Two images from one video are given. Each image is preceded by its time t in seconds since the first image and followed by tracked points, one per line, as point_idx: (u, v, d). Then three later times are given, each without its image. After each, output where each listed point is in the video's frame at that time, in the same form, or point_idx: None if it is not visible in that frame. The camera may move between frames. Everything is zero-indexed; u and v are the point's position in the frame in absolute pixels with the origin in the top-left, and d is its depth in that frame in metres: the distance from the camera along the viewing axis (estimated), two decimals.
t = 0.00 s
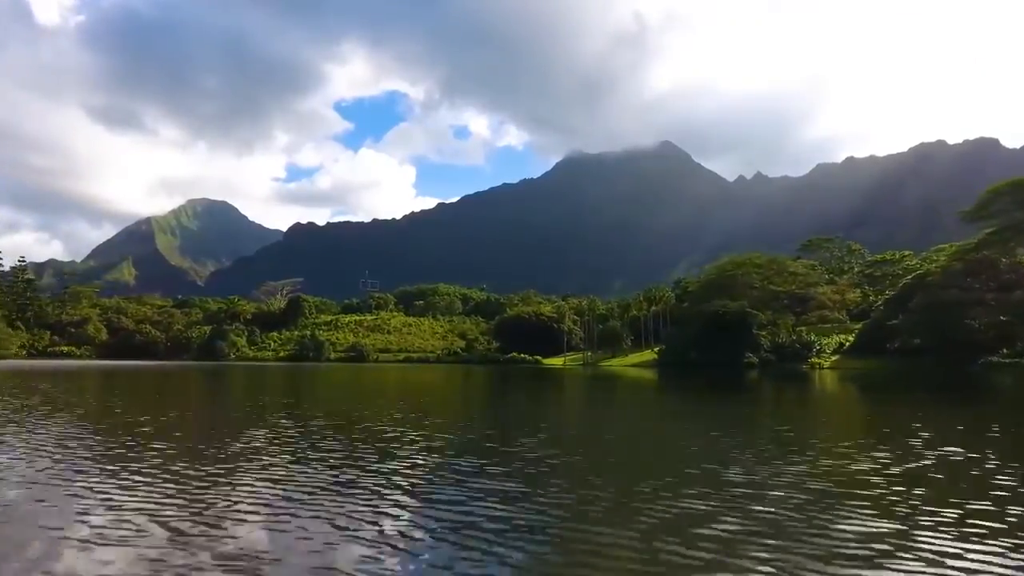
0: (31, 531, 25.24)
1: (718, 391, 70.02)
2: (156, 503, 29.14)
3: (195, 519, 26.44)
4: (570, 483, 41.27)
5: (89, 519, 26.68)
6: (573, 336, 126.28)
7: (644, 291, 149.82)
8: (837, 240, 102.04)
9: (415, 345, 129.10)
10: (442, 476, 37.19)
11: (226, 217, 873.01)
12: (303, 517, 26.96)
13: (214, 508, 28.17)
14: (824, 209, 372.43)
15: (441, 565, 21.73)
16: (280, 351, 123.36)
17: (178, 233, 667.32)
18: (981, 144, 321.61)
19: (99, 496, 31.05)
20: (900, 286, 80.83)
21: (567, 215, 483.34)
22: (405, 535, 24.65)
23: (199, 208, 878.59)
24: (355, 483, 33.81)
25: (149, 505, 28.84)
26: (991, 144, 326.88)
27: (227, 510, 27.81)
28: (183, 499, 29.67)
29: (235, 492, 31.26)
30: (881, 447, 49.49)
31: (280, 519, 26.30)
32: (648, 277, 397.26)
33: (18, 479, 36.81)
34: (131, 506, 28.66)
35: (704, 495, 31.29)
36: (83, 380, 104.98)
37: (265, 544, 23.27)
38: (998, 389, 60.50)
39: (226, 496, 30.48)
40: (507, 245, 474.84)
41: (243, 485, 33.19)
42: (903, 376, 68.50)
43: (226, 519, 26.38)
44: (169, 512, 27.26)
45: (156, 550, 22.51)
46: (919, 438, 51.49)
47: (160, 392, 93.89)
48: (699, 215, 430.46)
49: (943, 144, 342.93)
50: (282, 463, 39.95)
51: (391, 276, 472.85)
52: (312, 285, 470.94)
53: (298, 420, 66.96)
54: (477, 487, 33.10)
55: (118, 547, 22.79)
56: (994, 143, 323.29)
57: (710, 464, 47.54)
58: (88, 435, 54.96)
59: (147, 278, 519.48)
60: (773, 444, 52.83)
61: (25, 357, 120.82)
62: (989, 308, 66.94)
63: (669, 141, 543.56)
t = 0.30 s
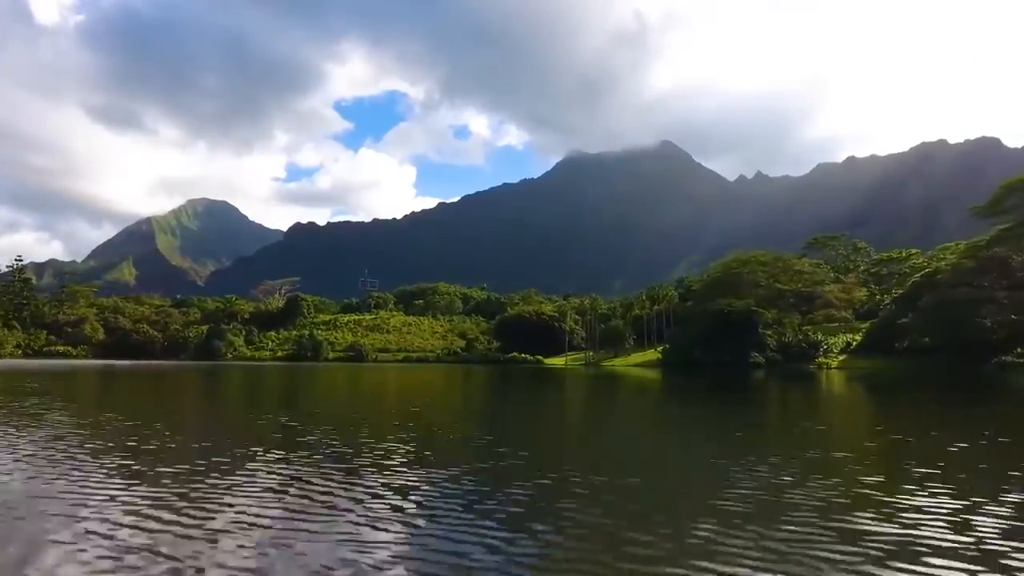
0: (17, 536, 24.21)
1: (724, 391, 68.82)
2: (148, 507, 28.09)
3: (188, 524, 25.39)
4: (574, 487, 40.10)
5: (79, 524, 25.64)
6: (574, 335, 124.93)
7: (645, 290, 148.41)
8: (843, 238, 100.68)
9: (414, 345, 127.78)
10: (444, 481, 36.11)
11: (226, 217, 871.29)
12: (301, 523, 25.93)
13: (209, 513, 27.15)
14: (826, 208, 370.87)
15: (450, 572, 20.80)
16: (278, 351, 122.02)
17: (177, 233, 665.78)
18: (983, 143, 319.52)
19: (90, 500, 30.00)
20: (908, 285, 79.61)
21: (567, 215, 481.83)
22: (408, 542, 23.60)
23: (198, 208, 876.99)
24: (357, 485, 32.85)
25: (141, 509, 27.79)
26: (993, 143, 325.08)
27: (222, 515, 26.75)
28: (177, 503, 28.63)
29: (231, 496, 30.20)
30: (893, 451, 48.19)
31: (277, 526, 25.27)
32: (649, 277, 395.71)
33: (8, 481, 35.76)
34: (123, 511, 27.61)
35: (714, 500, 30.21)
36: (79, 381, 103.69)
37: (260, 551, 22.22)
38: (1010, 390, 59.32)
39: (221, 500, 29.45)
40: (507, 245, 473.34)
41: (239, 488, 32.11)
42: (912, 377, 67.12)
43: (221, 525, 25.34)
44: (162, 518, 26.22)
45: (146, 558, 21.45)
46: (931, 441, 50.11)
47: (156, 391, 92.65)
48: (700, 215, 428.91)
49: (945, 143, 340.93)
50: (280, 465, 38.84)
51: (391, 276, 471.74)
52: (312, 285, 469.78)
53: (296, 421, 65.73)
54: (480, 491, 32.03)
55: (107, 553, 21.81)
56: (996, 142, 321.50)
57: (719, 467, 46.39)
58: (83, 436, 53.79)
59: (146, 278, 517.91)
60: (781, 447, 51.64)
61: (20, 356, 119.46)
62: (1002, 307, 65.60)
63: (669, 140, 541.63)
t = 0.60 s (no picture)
0: (1, 543, 23.16)
1: (728, 392, 67.52)
2: (139, 513, 26.99)
3: (181, 529, 24.35)
4: (580, 491, 38.93)
5: (67, 530, 24.58)
6: (575, 334, 123.66)
7: (646, 289, 147.04)
8: (847, 236, 99.19)
9: (413, 345, 126.52)
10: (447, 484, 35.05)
11: (225, 217, 869.63)
12: (298, 527, 24.87)
13: (203, 518, 26.09)
14: (826, 208, 369.69)
15: None
16: (275, 351, 120.73)
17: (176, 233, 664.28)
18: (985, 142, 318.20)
19: (78, 505, 28.90)
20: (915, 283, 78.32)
21: (567, 214, 480.52)
22: (409, 546, 22.55)
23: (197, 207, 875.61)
24: (355, 489, 31.65)
25: (132, 515, 26.72)
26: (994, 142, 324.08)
27: (216, 520, 25.69)
28: (168, 508, 27.48)
29: (225, 500, 29.12)
30: (904, 455, 47.12)
31: (273, 530, 24.23)
32: (648, 277, 394.50)
33: None
34: (112, 517, 26.53)
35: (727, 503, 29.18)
36: (73, 381, 102.33)
37: (255, 557, 21.18)
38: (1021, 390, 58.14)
39: (215, 505, 28.37)
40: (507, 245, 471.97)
41: (234, 492, 31.01)
42: (921, 377, 65.95)
43: (215, 530, 24.28)
44: (153, 523, 25.13)
45: (135, 565, 20.41)
46: (943, 444, 48.98)
47: (151, 392, 91.37)
48: (700, 214, 427.65)
49: (946, 142, 339.72)
50: (277, 468, 37.79)
51: (390, 276, 470.45)
52: (311, 285, 468.34)
53: (292, 422, 64.42)
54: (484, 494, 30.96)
55: (94, 561, 20.70)
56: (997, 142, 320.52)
57: (726, 471, 45.13)
58: (73, 437, 52.47)
59: (144, 278, 516.21)
60: (789, 451, 50.57)
61: (14, 357, 118.01)
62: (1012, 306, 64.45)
63: (669, 140, 540.45)
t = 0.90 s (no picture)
0: None
1: (733, 393, 66.29)
2: (130, 515, 25.91)
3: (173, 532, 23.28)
4: (585, 493, 37.79)
5: (52, 535, 23.41)
6: (575, 334, 122.52)
7: (647, 289, 145.86)
8: (852, 234, 97.66)
9: (412, 344, 125.25)
10: (449, 487, 33.95)
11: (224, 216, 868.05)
12: (296, 532, 23.84)
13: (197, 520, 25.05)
14: (827, 207, 368.59)
15: None
16: (272, 351, 119.41)
17: (175, 232, 662.82)
18: (986, 141, 317.22)
19: (67, 508, 27.80)
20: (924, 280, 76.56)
21: (567, 213, 479.34)
22: (412, 553, 21.50)
23: (196, 207, 875.06)
24: (354, 494, 30.47)
25: (123, 516, 25.64)
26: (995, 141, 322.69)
27: (210, 522, 24.64)
28: (159, 512, 26.32)
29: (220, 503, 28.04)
30: (916, 459, 46.02)
31: (269, 533, 23.18)
32: (648, 277, 393.09)
33: None
34: (102, 520, 25.44)
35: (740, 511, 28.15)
36: (66, 381, 100.91)
37: (250, 564, 20.02)
38: None
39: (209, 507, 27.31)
40: (507, 244, 470.57)
41: (226, 497, 29.77)
42: (930, 378, 64.74)
43: (209, 532, 23.23)
44: (144, 526, 24.06)
45: (125, 569, 19.39)
46: (955, 449, 47.90)
47: (147, 392, 90.09)
48: (700, 214, 426.40)
49: (947, 141, 338.86)
50: (275, 470, 36.75)
51: (389, 276, 469.25)
52: (311, 284, 466.80)
53: (288, 424, 63.13)
54: (489, 499, 29.92)
55: (80, 568, 19.55)
56: (998, 142, 319.45)
57: (734, 476, 43.88)
58: (63, 438, 51.10)
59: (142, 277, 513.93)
60: (797, 454, 49.51)
61: (8, 356, 116.50)
62: None
63: (669, 141, 539.38)
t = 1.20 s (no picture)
0: None
1: (739, 393, 65.07)
2: (123, 521, 24.93)
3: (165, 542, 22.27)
4: (589, 495, 36.67)
5: (36, 543, 22.31)
6: (577, 334, 121.29)
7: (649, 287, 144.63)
8: (858, 232, 96.21)
9: (411, 344, 124.01)
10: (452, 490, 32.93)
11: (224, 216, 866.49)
12: (294, 540, 22.86)
13: (190, 526, 24.06)
14: (828, 207, 367.32)
15: None
16: (269, 351, 118.17)
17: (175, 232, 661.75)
18: (988, 141, 316.18)
19: (54, 512, 26.73)
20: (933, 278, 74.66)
21: (566, 213, 477.97)
22: (416, 569, 20.45)
23: (195, 206, 873.45)
24: (353, 498, 29.33)
25: (114, 522, 24.66)
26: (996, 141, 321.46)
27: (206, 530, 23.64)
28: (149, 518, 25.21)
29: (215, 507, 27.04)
30: (928, 463, 45.01)
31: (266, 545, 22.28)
32: (648, 276, 391.73)
33: None
34: (92, 525, 24.45)
35: (754, 522, 27.19)
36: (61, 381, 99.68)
37: None
38: None
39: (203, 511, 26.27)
40: (506, 244, 469.24)
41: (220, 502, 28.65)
42: (940, 379, 63.60)
43: (204, 543, 22.31)
44: (136, 534, 23.10)
45: None
46: (967, 452, 46.95)
47: (142, 393, 88.67)
48: (700, 213, 425.08)
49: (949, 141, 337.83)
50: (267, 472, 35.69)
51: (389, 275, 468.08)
52: (310, 284, 465.46)
53: (285, 425, 61.95)
54: (492, 504, 28.89)
55: None
56: (999, 141, 318.19)
57: (743, 478, 42.66)
58: (54, 439, 49.91)
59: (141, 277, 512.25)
60: (806, 456, 48.40)
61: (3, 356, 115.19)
62: None
63: (669, 141, 537.80)
